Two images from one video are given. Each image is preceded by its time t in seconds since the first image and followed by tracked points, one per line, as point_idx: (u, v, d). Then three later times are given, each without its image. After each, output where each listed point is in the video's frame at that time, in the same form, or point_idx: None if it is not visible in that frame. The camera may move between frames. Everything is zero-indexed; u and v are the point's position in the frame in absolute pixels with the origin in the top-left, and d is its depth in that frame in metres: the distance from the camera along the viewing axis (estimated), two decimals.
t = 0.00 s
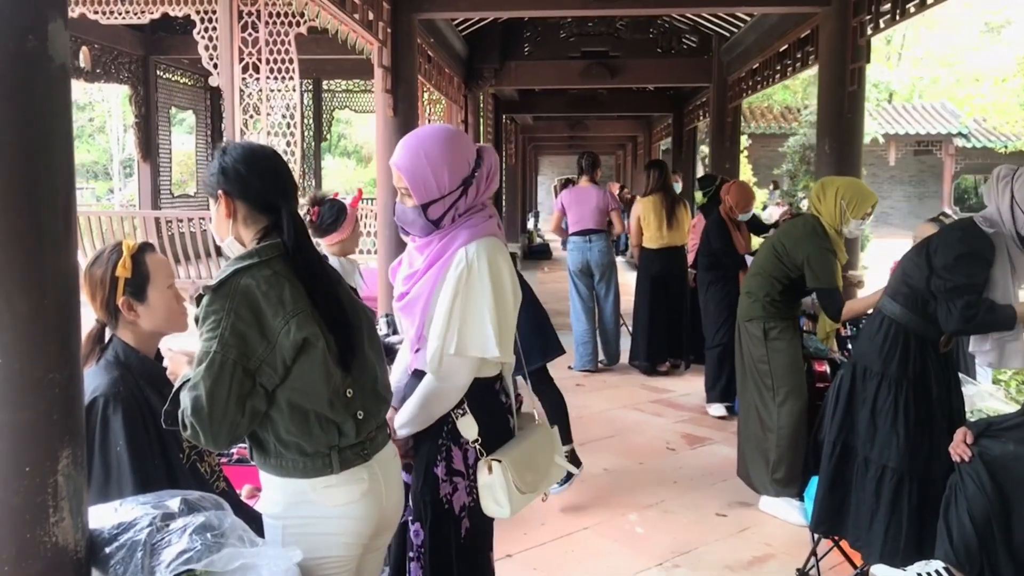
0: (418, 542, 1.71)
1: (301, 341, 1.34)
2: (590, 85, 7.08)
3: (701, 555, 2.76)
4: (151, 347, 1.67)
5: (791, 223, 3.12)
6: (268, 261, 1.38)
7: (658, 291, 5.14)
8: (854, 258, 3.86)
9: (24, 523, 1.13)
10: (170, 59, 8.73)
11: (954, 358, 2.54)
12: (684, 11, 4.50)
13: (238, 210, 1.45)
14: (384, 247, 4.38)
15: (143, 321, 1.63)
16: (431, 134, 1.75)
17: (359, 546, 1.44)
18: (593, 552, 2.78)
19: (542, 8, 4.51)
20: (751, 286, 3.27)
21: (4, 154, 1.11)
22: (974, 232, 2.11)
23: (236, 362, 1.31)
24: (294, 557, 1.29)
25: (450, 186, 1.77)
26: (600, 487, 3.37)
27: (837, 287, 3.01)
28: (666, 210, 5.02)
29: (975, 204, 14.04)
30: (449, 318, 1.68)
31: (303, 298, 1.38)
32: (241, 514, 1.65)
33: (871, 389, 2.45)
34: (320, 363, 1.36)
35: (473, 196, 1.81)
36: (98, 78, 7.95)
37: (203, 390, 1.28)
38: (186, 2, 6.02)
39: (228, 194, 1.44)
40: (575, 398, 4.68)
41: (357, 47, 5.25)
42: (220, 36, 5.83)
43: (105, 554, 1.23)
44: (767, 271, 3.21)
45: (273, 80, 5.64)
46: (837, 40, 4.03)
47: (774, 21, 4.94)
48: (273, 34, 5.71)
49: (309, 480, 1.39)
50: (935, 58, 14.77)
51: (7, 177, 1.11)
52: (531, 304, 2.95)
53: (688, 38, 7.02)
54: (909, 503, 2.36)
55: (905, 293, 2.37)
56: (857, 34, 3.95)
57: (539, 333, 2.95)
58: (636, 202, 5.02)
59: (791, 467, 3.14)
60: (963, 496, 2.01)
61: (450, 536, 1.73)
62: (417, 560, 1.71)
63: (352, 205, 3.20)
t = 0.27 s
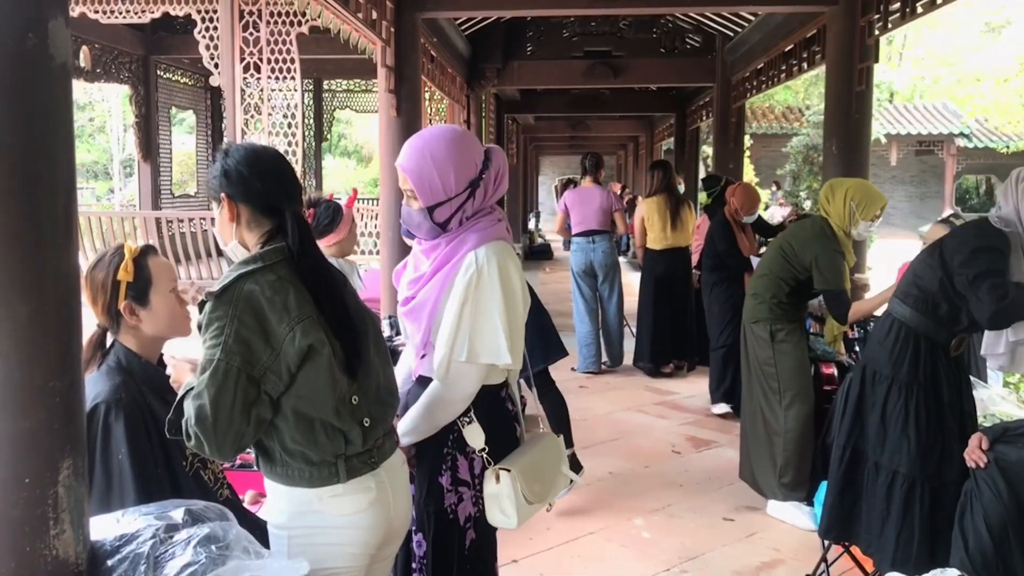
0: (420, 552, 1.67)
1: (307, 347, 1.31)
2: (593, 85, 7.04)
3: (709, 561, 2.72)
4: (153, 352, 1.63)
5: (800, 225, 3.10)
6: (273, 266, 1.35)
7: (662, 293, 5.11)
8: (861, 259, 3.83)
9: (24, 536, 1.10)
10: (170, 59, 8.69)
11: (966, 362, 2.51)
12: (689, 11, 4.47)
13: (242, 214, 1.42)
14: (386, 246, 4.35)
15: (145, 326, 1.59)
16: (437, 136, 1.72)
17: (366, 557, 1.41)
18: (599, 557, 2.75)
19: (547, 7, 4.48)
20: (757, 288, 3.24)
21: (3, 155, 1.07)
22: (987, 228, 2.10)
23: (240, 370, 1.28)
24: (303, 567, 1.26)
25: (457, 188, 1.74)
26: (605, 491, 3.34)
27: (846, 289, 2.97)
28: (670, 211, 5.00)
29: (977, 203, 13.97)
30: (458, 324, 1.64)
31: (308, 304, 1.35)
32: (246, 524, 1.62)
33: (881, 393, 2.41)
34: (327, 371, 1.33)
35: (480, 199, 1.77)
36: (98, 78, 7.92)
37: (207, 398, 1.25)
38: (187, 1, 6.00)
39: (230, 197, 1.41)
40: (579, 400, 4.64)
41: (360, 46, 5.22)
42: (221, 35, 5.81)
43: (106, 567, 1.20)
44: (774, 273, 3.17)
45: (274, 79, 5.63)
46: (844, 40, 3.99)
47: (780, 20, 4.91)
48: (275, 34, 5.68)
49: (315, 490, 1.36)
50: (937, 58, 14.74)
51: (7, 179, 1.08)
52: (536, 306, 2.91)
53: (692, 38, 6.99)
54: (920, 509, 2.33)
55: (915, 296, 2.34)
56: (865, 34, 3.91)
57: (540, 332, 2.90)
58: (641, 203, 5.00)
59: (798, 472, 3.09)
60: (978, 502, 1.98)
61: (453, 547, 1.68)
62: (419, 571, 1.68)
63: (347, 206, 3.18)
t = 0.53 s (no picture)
0: (426, 559, 1.66)
1: (312, 351, 1.29)
2: (596, 84, 7.02)
3: (715, 564, 2.70)
4: (154, 355, 1.61)
5: (805, 226, 3.07)
6: (277, 268, 1.32)
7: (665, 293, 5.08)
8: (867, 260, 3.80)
9: (22, 546, 1.07)
10: (170, 58, 8.66)
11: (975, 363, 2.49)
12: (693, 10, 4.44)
13: (245, 215, 1.39)
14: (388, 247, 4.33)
15: (146, 329, 1.57)
16: (436, 137, 1.68)
17: (371, 564, 1.39)
18: (604, 560, 2.72)
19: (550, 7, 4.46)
20: (762, 289, 3.21)
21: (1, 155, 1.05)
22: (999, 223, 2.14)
23: (244, 375, 1.25)
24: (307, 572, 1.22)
25: (459, 191, 1.71)
26: (609, 494, 3.31)
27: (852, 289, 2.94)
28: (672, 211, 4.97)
29: (976, 204, 13.73)
30: (464, 328, 1.62)
31: (314, 307, 1.32)
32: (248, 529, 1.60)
33: (889, 396, 2.39)
34: (332, 375, 1.31)
35: (482, 200, 1.74)
36: (98, 77, 7.89)
37: (210, 403, 1.22)
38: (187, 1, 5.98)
39: (234, 197, 1.38)
40: (581, 402, 4.62)
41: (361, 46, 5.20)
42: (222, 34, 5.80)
43: None
44: (778, 274, 3.14)
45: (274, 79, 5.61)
46: (849, 40, 3.97)
47: (784, 20, 4.89)
48: (275, 34, 5.66)
49: (320, 496, 1.34)
50: (936, 57, 14.71)
51: (4, 180, 1.05)
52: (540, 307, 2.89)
53: (694, 38, 6.96)
54: (929, 514, 2.30)
55: (922, 297, 2.32)
56: (870, 34, 3.89)
57: (541, 333, 2.88)
58: (643, 203, 4.97)
59: (804, 475, 3.05)
60: (990, 506, 1.95)
61: (460, 553, 1.67)
62: None
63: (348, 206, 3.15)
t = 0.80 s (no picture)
0: (436, 559, 1.64)
1: (325, 348, 1.27)
2: (600, 83, 7.00)
3: (725, 564, 2.68)
4: (162, 353, 1.59)
5: (814, 223, 3.05)
6: (289, 264, 1.30)
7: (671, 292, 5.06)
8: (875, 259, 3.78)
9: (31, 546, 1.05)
10: (173, 57, 8.64)
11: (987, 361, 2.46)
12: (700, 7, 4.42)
13: (255, 209, 1.37)
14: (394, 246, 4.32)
15: (154, 326, 1.55)
16: (444, 133, 1.66)
17: (384, 565, 1.37)
18: (613, 561, 2.70)
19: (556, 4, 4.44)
20: (771, 287, 3.19)
21: (8, 148, 1.03)
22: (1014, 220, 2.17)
23: (256, 372, 1.23)
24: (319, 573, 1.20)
25: (467, 186, 1.68)
26: (617, 493, 3.29)
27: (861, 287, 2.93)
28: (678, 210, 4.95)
29: (984, 203, 13.17)
30: (473, 325, 1.60)
31: (326, 303, 1.31)
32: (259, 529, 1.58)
33: (901, 395, 2.36)
34: (345, 372, 1.29)
35: (491, 196, 1.72)
36: (101, 76, 7.87)
37: (222, 401, 1.20)
38: None
39: (244, 192, 1.36)
40: (587, 401, 4.59)
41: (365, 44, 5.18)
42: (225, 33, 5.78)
43: None
44: (787, 272, 3.12)
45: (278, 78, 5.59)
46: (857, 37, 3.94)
47: (791, 17, 4.86)
48: (279, 32, 5.64)
49: (332, 496, 1.32)
50: (939, 56, 14.67)
51: (12, 172, 1.03)
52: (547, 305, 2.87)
53: (699, 36, 6.93)
54: (943, 514, 2.27)
55: (934, 295, 2.30)
56: (879, 31, 3.86)
57: (549, 331, 2.86)
58: (649, 201, 4.95)
59: (813, 474, 3.04)
60: (1007, 506, 1.93)
61: (471, 554, 1.64)
62: None
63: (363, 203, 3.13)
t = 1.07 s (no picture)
0: (451, 561, 1.60)
1: (342, 348, 1.26)
2: (609, 83, 6.98)
3: (737, 567, 2.66)
4: (176, 353, 1.58)
5: (827, 223, 3.03)
6: (306, 263, 1.30)
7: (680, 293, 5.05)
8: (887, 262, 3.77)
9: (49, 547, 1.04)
10: (180, 57, 8.65)
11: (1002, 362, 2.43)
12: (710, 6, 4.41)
13: (272, 208, 1.37)
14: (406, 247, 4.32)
15: (168, 326, 1.54)
16: (457, 130, 1.61)
17: (400, 567, 1.36)
18: (625, 562, 2.69)
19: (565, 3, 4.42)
20: (783, 288, 3.17)
21: (25, 148, 1.02)
22: None
23: (273, 372, 1.23)
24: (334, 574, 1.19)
25: (479, 183, 1.63)
26: (628, 495, 3.28)
27: (875, 287, 2.90)
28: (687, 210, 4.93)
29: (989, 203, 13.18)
30: (485, 325, 1.55)
31: (343, 303, 1.30)
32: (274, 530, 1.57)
33: (915, 396, 2.34)
34: (362, 372, 1.28)
35: (504, 194, 1.67)
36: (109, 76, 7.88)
37: (238, 402, 1.20)
38: None
39: (260, 191, 1.36)
40: (596, 402, 4.58)
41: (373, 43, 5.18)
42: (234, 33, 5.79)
43: None
44: (800, 272, 3.10)
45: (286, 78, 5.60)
46: (869, 36, 3.91)
47: (801, 17, 4.85)
48: (287, 32, 5.65)
49: (348, 497, 1.31)
50: (947, 57, 14.64)
51: (29, 170, 1.02)
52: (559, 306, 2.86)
53: (708, 35, 6.91)
54: (959, 516, 2.25)
55: (947, 295, 2.28)
56: (892, 30, 3.84)
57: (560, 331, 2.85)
58: (657, 201, 4.93)
59: (825, 475, 3.02)
60: None
61: (486, 555, 1.60)
62: None
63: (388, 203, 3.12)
